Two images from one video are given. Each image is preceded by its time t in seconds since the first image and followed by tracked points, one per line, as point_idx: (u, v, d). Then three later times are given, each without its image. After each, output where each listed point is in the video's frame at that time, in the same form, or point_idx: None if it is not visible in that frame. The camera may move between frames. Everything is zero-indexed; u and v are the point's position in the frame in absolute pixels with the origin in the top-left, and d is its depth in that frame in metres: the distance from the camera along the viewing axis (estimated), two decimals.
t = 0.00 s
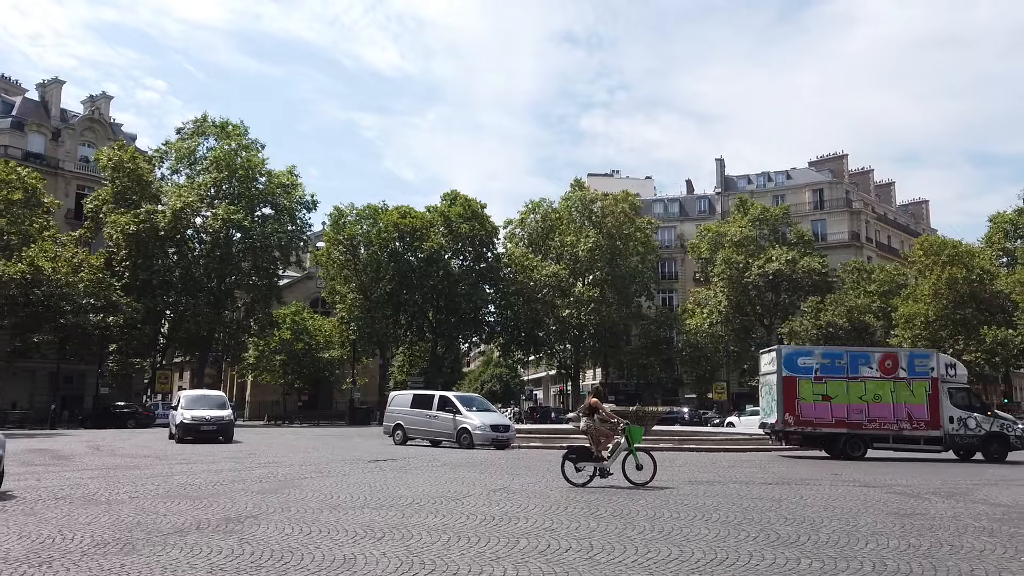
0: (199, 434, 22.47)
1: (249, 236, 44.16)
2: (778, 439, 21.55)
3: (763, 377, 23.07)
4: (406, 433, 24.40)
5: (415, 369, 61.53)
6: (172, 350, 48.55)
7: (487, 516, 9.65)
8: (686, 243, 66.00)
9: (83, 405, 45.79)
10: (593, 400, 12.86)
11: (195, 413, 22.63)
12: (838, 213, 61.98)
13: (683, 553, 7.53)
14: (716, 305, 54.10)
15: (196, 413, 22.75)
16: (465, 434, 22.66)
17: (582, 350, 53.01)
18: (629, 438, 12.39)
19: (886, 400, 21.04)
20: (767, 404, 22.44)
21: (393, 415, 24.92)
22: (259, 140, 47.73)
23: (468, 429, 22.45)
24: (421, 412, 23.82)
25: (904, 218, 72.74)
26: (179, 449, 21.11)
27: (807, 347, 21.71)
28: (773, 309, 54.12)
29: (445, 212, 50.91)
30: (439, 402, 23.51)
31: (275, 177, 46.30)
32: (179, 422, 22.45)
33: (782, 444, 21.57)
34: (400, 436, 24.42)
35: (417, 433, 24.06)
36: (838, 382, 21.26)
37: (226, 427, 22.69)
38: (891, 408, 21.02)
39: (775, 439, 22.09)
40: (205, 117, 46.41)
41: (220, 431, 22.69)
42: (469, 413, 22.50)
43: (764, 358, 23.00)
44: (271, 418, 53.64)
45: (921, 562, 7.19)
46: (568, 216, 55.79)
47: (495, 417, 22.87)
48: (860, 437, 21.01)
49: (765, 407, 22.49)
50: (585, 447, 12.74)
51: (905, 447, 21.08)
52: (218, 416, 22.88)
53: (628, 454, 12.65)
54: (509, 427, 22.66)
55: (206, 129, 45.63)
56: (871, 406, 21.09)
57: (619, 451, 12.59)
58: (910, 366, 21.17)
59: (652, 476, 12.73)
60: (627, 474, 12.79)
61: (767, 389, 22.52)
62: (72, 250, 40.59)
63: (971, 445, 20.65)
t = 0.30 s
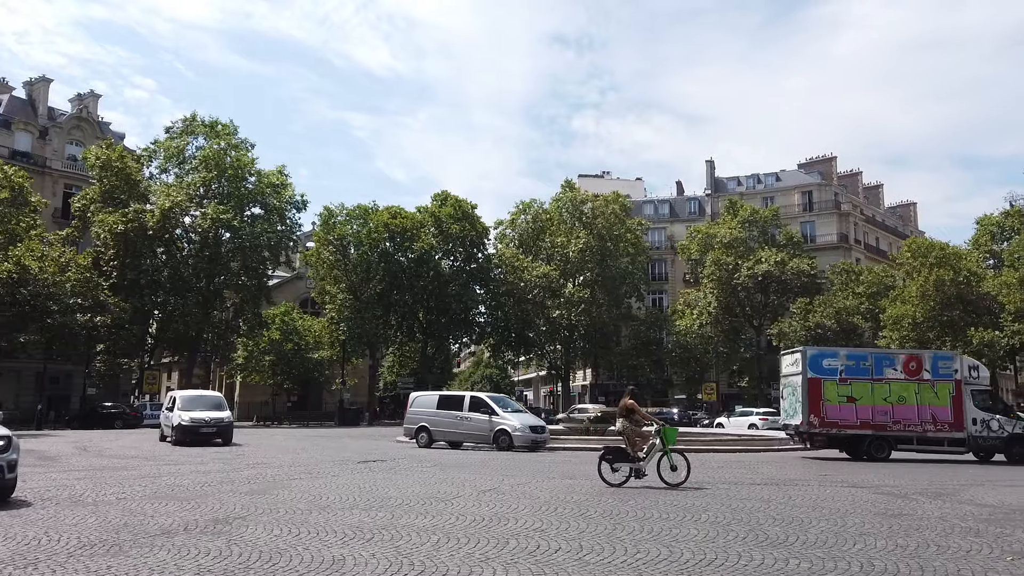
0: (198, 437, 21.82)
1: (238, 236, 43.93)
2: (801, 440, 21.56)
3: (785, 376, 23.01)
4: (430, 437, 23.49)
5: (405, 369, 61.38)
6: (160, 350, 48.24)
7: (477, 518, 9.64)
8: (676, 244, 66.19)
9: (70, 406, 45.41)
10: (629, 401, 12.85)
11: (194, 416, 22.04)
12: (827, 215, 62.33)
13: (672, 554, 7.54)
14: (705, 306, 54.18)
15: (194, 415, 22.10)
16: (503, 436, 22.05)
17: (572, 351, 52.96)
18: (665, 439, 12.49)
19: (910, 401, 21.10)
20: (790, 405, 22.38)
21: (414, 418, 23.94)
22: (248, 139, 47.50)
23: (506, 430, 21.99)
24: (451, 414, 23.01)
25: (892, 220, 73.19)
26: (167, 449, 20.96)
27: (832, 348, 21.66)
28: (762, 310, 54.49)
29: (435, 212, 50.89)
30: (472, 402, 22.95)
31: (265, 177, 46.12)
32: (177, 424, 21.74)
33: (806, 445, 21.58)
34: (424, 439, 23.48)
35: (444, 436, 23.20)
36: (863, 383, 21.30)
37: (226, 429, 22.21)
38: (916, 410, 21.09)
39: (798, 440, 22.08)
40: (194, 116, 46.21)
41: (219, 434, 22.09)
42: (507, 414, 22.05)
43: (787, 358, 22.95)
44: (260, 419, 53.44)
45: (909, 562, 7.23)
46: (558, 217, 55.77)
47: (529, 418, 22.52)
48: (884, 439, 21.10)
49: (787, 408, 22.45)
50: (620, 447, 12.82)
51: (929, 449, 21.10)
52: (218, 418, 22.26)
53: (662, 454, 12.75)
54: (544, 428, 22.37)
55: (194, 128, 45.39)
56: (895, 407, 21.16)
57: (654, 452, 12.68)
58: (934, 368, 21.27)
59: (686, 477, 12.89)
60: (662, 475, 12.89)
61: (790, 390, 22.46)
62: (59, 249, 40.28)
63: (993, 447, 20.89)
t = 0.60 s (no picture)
0: (201, 439, 21.12)
1: (228, 236, 43.73)
2: (822, 441, 21.63)
3: (803, 377, 23.09)
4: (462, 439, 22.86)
5: (396, 370, 61.32)
6: (149, 351, 48.00)
7: (467, 519, 9.62)
8: (667, 245, 66.37)
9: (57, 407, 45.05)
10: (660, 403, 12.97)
11: (196, 418, 21.16)
12: (816, 217, 62.67)
13: (662, 555, 7.54)
14: (696, 307, 54.28)
15: (196, 417, 21.43)
16: (546, 437, 21.58)
17: (563, 352, 52.95)
18: (695, 441, 12.65)
19: (930, 403, 21.30)
20: (809, 406, 22.47)
21: (444, 420, 23.26)
22: (238, 138, 47.30)
23: (549, 433, 21.51)
24: (486, 415, 22.44)
25: (881, 223, 73.67)
26: (155, 451, 20.77)
27: (852, 349, 21.71)
28: (752, 311, 54.84)
29: (426, 213, 50.85)
30: (507, 404, 22.38)
31: (255, 177, 45.94)
32: (178, 426, 20.96)
33: (826, 446, 21.65)
34: (455, 441, 22.82)
35: (477, 437, 22.61)
36: (884, 385, 21.40)
37: (229, 433, 21.47)
38: (935, 411, 21.28)
39: (818, 442, 22.20)
40: (184, 115, 46.00)
41: (223, 436, 21.44)
42: (550, 416, 21.58)
43: (805, 360, 23.03)
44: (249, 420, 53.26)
45: (898, 564, 7.26)
46: (550, 218, 55.69)
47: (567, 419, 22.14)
48: (905, 441, 21.27)
49: (806, 409, 22.57)
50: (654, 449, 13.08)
51: (949, 451, 21.25)
52: (219, 420, 21.60)
53: (694, 456, 12.94)
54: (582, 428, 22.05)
55: (184, 127, 45.17)
56: (915, 409, 21.33)
57: (686, 454, 12.84)
58: (954, 370, 21.47)
59: (718, 478, 13.00)
60: (694, 476, 13.06)
61: (809, 392, 22.57)
62: (47, 249, 40.02)
63: (1011, 449, 20.98)
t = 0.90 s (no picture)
0: (205, 441, 20.24)
1: (218, 236, 43.53)
2: (839, 442, 21.69)
3: (819, 379, 23.18)
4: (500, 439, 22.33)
5: (387, 372, 61.20)
6: (139, 351, 47.75)
7: (459, 520, 9.60)
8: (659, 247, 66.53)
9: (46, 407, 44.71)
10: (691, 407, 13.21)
11: (201, 419, 20.27)
12: (807, 219, 62.93)
13: (652, 555, 7.56)
14: (687, 308, 54.31)
15: (202, 418, 20.53)
16: (592, 441, 21.26)
17: (555, 352, 52.89)
18: (725, 442, 12.93)
19: (947, 405, 21.43)
20: (826, 406, 22.50)
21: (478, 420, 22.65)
22: (230, 138, 47.12)
23: (596, 436, 21.23)
24: (527, 417, 21.93)
25: (871, 224, 74.08)
26: (146, 452, 20.62)
27: (869, 351, 21.73)
28: (743, 312, 55.04)
29: (418, 213, 50.78)
30: (549, 405, 21.94)
31: (246, 176, 45.79)
32: (183, 428, 20.02)
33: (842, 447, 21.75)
34: (492, 442, 22.28)
35: (515, 439, 22.12)
36: (901, 387, 21.46)
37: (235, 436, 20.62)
38: (952, 413, 21.43)
39: (834, 443, 22.27)
40: (174, 114, 45.82)
41: (228, 439, 20.62)
42: (596, 418, 21.29)
43: (822, 360, 23.08)
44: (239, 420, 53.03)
45: (887, 564, 7.29)
46: (542, 219, 55.60)
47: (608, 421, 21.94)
48: (921, 442, 21.39)
49: (822, 410, 22.60)
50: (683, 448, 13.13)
51: (965, 452, 21.51)
52: (225, 421, 20.75)
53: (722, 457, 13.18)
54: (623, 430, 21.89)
55: (175, 126, 44.96)
56: (932, 411, 21.44)
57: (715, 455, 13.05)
58: (970, 372, 21.60)
59: (745, 479, 13.24)
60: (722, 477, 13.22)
61: (825, 393, 22.59)
62: (35, 249, 39.75)
63: None
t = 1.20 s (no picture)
0: (214, 446, 19.41)
1: (209, 236, 43.38)
2: (851, 444, 21.74)
3: (830, 380, 23.23)
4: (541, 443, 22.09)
5: (378, 373, 61.09)
6: (128, 352, 47.48)
7: (451, 521, 9.59)
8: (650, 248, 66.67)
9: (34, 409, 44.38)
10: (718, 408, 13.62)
11: (208, 422, 19.62)
12: (797, 221, 63.18)
13: (643, 557, 7.57)
14: (678, 310, 54.46)
15: (208, 421, 19.66)
16: (638, 443, 21.42)
17: (547, 354, 52.83)
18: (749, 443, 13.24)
19: (959, 406, 21.56)
20: (838, 408, 22.55)
21: (518, 423, 22.30)
22: (220, 138, 46.92)
23: (641, 440, 21.36)
24: (570, 419, 21.79)
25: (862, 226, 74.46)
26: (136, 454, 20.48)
27: (882, 353, 21.80)
28: (734, 314, 55.23)
29: (410, 214, 50.69)
30: (591, 408, 21.81)
31: (237, 177, 45.66)
32: (190, 432, 19.25)
33: (855, 449, 21.79)
34: (533, 445, 22.02)
35: (556, 442, 21.94)
36: (914, 388, 21.58)
37: (243, 439, 19.89)
38: (964, 414, 21.55)
39: (847, 445, 22.31)
40: (165, 114, 45.62)
41: (238, 443, 19.78)
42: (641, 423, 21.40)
43: (834, 362, 23.15)
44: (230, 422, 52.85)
45: (877, 565, 7.32)
46: (533, 220, 55.61)
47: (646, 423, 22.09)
48: (934, 444, 21.46)
49: (834, 411, 22.67)
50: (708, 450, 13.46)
51: (977, 454, 21.62)
52: (233, 423, 19.89)
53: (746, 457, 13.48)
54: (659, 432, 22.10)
55: (166, 126, 44.73)
56: (944, 412, 21.54)
57: (739, 456, 13.37)
58: (982, 373, 21.77)
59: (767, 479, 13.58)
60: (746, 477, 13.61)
61: (838, 395, 22.63)
62: (24, 249, 39.47)
63: None
